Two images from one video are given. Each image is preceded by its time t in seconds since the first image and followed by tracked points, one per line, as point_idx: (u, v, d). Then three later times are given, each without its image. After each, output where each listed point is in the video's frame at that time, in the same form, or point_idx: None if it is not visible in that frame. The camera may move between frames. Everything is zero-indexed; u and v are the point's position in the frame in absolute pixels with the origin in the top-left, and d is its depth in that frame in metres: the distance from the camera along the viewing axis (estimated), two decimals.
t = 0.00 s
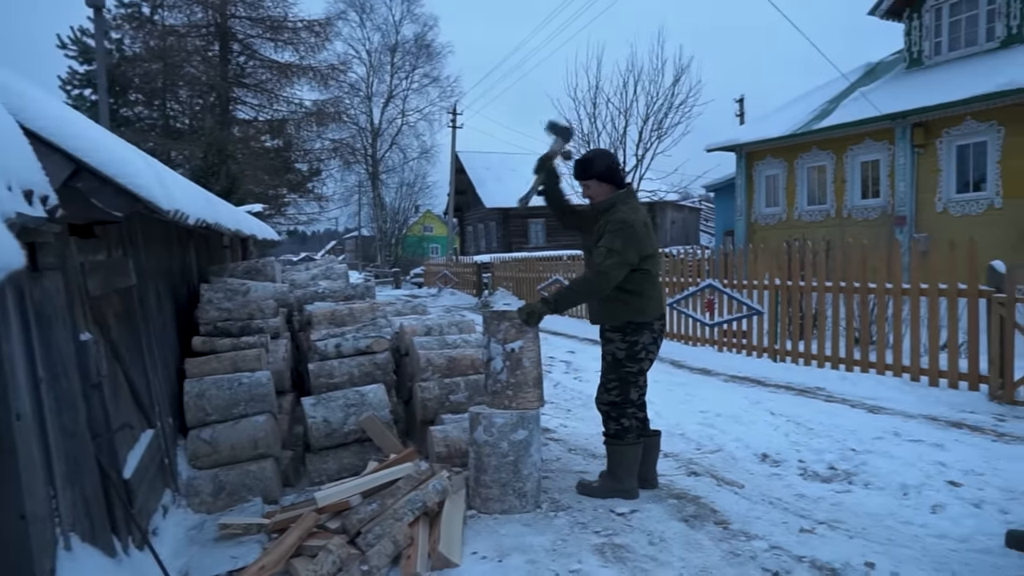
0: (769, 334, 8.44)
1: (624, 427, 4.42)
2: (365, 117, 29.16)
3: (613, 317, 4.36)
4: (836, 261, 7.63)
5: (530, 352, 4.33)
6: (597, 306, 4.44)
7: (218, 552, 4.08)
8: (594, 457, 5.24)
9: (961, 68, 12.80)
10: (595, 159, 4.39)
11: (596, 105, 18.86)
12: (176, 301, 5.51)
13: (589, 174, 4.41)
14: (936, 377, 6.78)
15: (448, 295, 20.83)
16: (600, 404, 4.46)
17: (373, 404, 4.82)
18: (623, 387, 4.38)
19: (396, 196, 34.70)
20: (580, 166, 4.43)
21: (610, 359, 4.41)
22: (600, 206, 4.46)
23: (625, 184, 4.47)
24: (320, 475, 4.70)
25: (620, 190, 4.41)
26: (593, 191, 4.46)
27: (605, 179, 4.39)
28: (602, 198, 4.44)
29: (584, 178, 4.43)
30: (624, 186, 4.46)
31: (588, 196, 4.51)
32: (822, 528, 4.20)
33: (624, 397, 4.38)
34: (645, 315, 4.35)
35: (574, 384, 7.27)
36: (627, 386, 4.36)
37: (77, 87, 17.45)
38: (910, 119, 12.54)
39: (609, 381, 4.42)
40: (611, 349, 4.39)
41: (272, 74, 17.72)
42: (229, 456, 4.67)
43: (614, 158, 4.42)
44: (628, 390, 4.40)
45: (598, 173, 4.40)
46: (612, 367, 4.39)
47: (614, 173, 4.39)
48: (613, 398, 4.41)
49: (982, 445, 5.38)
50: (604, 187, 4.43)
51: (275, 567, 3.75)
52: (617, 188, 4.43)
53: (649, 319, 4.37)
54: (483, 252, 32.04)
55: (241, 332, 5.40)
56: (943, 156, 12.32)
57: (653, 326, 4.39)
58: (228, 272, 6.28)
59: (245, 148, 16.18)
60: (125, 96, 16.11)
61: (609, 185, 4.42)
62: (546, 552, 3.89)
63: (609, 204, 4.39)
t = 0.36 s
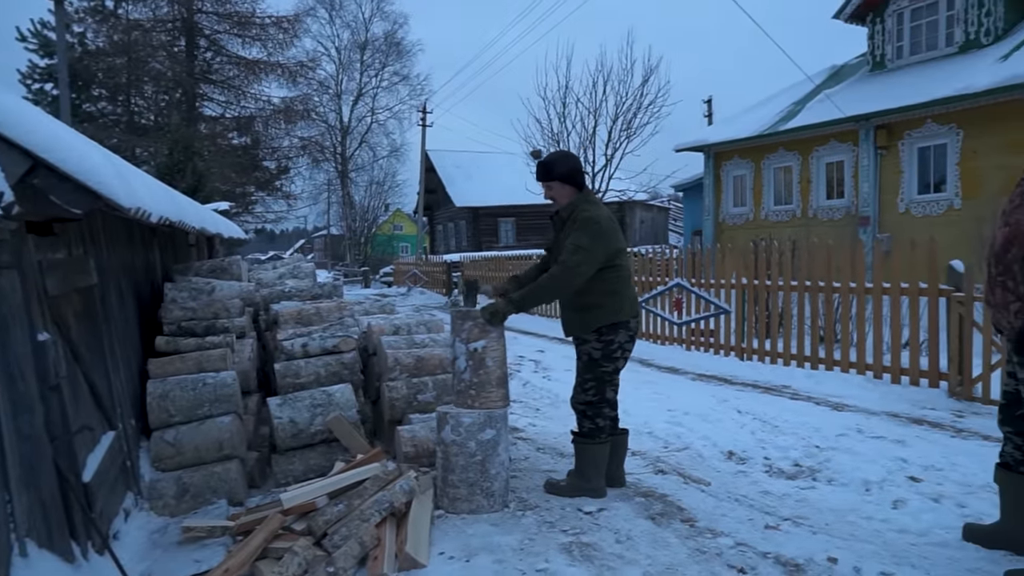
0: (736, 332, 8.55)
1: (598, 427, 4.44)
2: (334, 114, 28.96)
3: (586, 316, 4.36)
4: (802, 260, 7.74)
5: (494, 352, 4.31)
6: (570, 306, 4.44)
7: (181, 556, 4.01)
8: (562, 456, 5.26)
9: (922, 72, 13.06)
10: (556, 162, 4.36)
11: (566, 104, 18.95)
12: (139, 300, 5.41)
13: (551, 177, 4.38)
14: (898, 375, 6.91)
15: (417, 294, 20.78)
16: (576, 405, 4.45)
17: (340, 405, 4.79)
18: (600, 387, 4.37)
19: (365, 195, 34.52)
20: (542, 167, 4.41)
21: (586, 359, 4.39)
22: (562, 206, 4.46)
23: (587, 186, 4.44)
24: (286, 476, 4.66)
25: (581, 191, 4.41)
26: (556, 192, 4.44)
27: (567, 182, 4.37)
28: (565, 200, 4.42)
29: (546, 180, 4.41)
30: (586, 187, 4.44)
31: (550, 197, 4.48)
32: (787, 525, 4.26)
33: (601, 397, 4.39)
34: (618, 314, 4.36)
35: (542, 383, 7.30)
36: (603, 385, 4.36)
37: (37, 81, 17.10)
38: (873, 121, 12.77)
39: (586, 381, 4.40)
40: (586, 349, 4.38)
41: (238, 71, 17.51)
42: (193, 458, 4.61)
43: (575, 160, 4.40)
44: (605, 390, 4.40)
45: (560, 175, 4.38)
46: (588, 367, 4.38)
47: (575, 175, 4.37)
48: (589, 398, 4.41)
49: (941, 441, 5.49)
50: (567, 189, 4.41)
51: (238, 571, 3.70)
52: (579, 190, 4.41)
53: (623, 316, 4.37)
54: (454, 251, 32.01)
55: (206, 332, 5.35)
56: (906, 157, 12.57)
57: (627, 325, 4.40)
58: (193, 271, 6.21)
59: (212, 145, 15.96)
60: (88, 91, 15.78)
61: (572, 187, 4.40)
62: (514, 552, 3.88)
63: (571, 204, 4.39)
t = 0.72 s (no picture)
0: (705, 338, 8.64)
1: (565, 434, 4.44)
2: (305, 120, 28.80)
3: (552, 323, 4.37)
4: (771, 267, 7.84)
5: (462, 359, 4.31)
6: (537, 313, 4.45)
7: (146, 567, 3.91)
8: (532, 462, 5.27)
9: (886, 82, 13.34)
10: (519, 168, 4.39)
11: (537, 111, 19.07)
12: (103, 307, 5.33)
13: (514, 183, 4.40)
14: (864, 379, 7.03)
15: (388, 301, 20.70)
16: (542, 412, 4.47)
17: (308, 412, 4.76)
18: (565, 394, 4.40)
19: (336, 200, 34.33)
20: (506, 174, 4.42)
21: (552, 366, 4.41)
22: (525, 213, 4.47)
23: (551, 192, 4.46)
24: (254, 485, 4.60)
25: (544, 198, 4.43)
26: (519, 199, 4.45)
27: (530, 189, 4.39)
28: (529, 207, 4.43)
29: (510, 187, 4.42)
30: (550, 194, 4.46)
31: (514, 205, 4.50)
32: (755, 528, 4.29)
33: (567, 404, 4.41)
34: (585, 320, 4.37)
35: (512, 389, 7.32)
36: (568, 392, 4.38)
37: None
38: (839, 130, 12.99)
39: (552, 388, 4.42)
40: (551, 356, 4.40)
41: (207, 75, 17.37)
42: (158, 467, 4.53)
43: (539, 167, 4.42)
44: (570, 397, 4.42)
45: (523, 182, 4.39)
46: (554, 374, 4.40)
47: (538, 181, 4.38)
48: (555, 405, 4.43)
49: (905, 444, 5.59)
50: (530, 196, 4.42)
51: None
52: (542, 197, 4.43)
53: (588, 322, 4.38)
54: (424, 257, 31.99)
55: (172, 339, 5.32)
56: (871, 165, 12.81)
57: (592, 332, 4.41)
58: (160, 278, 6.16)
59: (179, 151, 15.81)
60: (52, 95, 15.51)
61: (535, 194, 4.41)
62: (483, 559, 3.86)
63: (535, 211, 4.42)
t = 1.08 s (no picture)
0: (684, 342, 8.69)
1: (545, 438, 4.45)
2: (284, 122, 28.64)
3: (534, 328, 4.37)
4: (748, 272, 7.91)
5: (440, 363, 4.30)
6: (516, 319, 4.44)
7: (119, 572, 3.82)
8: (510, 466, 5.27)
9: (862, 89, 13.53)
10: (487, 176, 4.37)
11: (518, 115, 19.12)
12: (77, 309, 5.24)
13: (482, 191, 4.40)
14: (840, 384, 7.10)
15: (367, 304, 20.62)
16: (522, 417, 4.47)
17: (286, 416, 4.73)
18: (547, 399, 4.41)
19: (315, 204, 34.15)
20: (474, 183, 4.42)
21: (533, 371, 4.42)
22: (497, 219, 4.47)
23: (520, 198, 4.46)
24: (230, 490, 4.55)
25: (514, 204, 4.43)
26: (488, 208, 4.45)
27: (499, 196, 4.38)
28: (499, 214, 4.43)
29: (479, 195, 4.42)
30: (519, 200, 4.46)
31: (483, 213, 4.49)
32: (731, 532, 4.31)
33: (547, 408, 4.42)
34: (565, 323, 4.38)
35: (491, 393, 7.32)
36: (550, 397, 4.40)
37: None
38: (816, 136, 13.16)
39: (533, 394, 4.43)
40: (533, 361, 4.40)
41: (186, 75, 17.29)
42: (132, 472, 4.46)
43: (506, 174, 4.41)
44: (552, 402, 4.43)
45: (491, 190, 4.38)
46: (535, 379, 4.41)
47: (508, 187, 4.38)
48: (535, 410, 4.44)
49: (880, 448, 5.66)
50: (499, 203, 4.42)
51: None
52: (512, 204, 4.43)
53: (569, 325, 4.39)
54: (404, 261, 31.91)
55: (148, 342, 5.26)
56: (848, 171, 12.98)
57: (574, 335, 4.43)
58: (135, 280, 6.10)
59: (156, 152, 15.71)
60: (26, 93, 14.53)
61: (504, 201, 4.41)
62: (461, 563, 3.84)
63: (507, 217, 4.42)
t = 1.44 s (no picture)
0: (671, 343, 8.72)
1: (532, 440, 4.46)
2: (272, 122, 28.53)
3: (520, 330, 4.37)
4: (737, 273, 7.95)
5: (427, 364, 4.29)
6: (500, 322, 4.45)
7: None
8: (498, 467, 5.27)
9: (849, 91, 13.62)
10: (467, 179, 4.38)
11: (506, 116, 19.13)
12: (61, 310, 5.19)
13: (463, 195, 4.40)
14: (826, 384, 7.14)
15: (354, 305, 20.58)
16: (508, 418, 4.47)
17: (273, 417, 4.71)
18: (532, 401, 4.41)
19: (303, 204, 34.03)
20: (455, 186, 4.42)
21: (518, 373, 4.43)
22: (479, 222, 4.48)
23: (501, 201, 4.47)
24: (216, 491, 4.53)
25: (494, 207, 4.43)
26: (469, 211, 4.46)
27: (479, 199, 4.38)
28: (480, 218, 4.44)
29: (459, 198, 4.43)
30: (500, 203, 4.46)
31: (464, 216, 4.49)
32: (718, 532, 4.33)
33: (533, 410, 4.42)
34: (550, 325, 4.39)
35: (479, 394, 7.32)
36: (535, 399, 4.39)
37: None
38: (803, 137, 13.25)
39: (518, 396, 4.43)
40: (517, 363, 4.41)
41: (173, 75, 17.23)
42: (118, 474, 4.42)
43: (487, 177, 4.41)
44: (537, 403, 4.43)
45: (471, 192, 4.39)
46: (521, 381, 4.41)
47: (487, 189, 4.37)
48: (522, 411, 4.44)
49: (865, 447, 5.70)
50: (479, 206, 4.42)
51: None
52: (492, 206, 4.43)
53: (554, 326, 4.40)
54: (392, 262, 31.85)
55: (133, 344, 5.23)
56: (834, 173, 13.07)
57: (559, 337, 4.44)
58: (121, 281, 6.07)
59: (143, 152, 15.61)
60: (10, 92, 14.46)
61: (484, 204, 4.41)
62: (449, 564, 3.84)
63: (488, 220, 4.43)
